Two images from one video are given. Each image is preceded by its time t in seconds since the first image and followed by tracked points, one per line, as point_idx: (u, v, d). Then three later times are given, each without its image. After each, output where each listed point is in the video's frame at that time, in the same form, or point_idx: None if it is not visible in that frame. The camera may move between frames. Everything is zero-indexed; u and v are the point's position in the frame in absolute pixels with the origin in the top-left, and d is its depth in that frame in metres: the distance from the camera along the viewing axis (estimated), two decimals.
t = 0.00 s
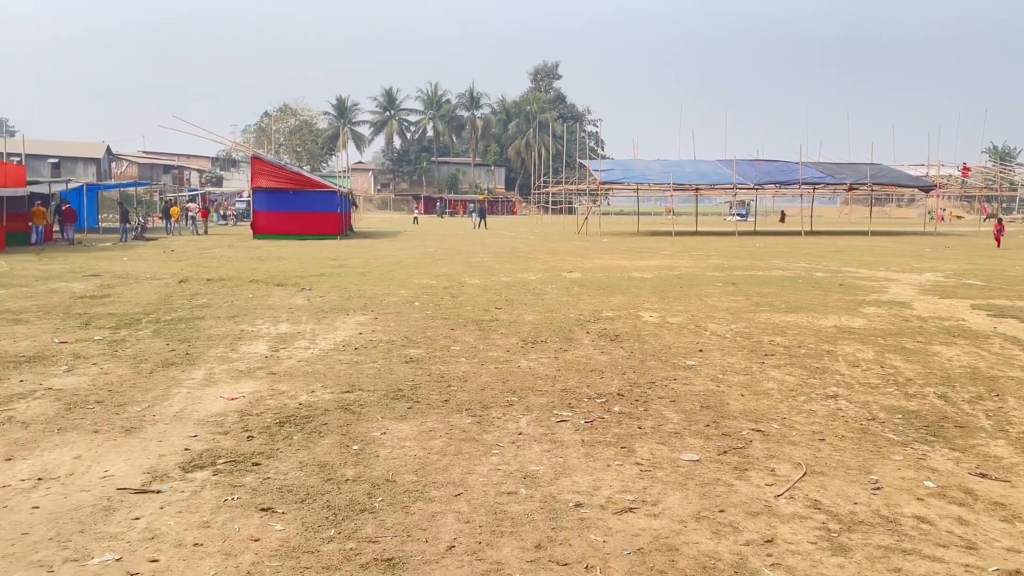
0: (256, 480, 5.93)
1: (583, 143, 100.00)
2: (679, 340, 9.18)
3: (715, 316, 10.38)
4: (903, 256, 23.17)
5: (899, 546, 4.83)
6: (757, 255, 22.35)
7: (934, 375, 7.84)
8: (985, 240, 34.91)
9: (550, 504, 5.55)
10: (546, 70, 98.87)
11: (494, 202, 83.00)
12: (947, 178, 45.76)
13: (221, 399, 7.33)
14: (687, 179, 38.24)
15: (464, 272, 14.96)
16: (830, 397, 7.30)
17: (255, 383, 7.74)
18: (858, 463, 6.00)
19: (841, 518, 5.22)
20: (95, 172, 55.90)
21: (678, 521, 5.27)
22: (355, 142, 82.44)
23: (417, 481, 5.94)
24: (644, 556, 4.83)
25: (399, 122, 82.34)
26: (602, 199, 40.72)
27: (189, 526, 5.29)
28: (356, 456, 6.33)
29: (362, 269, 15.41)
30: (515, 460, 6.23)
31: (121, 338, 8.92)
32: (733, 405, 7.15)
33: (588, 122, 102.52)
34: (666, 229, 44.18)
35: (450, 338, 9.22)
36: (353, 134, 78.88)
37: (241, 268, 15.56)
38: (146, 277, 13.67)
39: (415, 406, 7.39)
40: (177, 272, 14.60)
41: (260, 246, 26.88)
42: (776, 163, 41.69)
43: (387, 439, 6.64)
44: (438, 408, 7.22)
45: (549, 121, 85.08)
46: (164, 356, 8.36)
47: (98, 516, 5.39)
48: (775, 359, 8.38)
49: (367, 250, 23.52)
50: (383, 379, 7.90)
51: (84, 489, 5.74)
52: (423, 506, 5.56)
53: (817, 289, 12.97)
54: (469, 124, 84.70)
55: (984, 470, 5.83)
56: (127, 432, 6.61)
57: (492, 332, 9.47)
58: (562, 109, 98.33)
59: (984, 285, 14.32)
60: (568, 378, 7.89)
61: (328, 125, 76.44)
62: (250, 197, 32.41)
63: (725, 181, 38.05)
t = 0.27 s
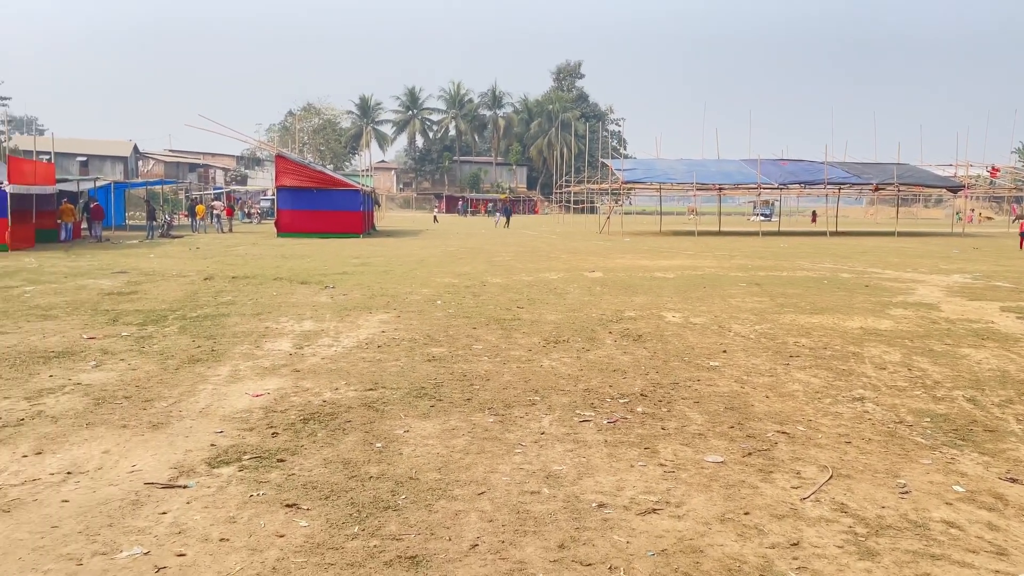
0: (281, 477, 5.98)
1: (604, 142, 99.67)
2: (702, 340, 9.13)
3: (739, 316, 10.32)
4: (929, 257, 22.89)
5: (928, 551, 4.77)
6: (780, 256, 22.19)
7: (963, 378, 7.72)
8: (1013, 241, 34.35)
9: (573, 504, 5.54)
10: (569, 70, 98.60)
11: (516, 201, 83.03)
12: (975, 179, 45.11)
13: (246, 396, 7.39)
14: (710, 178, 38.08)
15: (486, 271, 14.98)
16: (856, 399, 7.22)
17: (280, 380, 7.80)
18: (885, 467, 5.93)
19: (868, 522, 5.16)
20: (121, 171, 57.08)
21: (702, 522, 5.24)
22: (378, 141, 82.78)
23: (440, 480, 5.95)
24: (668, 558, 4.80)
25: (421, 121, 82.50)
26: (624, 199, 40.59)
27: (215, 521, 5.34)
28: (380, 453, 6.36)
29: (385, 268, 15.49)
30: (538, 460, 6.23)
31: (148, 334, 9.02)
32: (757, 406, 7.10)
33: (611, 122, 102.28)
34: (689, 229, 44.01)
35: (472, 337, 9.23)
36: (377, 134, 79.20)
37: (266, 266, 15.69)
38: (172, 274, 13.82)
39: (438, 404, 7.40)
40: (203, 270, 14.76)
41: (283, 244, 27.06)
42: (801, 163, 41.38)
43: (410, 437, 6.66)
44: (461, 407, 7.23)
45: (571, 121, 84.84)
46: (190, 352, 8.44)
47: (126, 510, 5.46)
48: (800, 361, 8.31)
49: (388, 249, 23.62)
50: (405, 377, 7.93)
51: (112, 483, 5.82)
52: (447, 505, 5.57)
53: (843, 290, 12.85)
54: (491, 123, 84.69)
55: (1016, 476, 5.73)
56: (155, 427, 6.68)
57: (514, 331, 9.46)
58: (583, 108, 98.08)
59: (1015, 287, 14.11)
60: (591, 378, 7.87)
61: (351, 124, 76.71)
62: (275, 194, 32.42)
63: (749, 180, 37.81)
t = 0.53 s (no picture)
0: (305, 474, 6.01)
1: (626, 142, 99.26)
2: (726, 342, 9.06)
3: (764, 318, 10.24)
4: (957, 259, 22.54)
5: (958, 557, 4.70)
6: (805, 257, 21.96)
7: (993, 382, 7.61)
8: None
9: (596, 506, 5.53)
10: (592, 69, 98.31)
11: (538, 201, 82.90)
12: (1004, 180, 44.36)
13: (271, 393, 7.45)
14: (734, 178, 37.84)
15: (508, 271, 14.98)
16: (883, 403, 7.14)
17: (304, 378, 7.86)
18: (913, 471, 5.86)
19: (896, 527, 5.10)
20: (149, 170, 57.76)
21: (727, 525, 5.20)
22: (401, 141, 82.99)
23: (463, 479, 5.96)
24: (692, 560, 4.79)
25: (444, 121, 82.69)
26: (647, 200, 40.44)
27: (241, 517, 5.38)
28: (403, 452, 6.39)
29: (408, 267, 15.54)
30: (561, 460, 6.22)
31: (174, 331, 9.12)
32: (783, 409, 7.04)
33: (634, 121, 101.80)
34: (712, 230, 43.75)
35: (495, 337, 9.24)
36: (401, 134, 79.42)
37: (289, 265, 15.79)
38: (198, 272, 13.95)
39: (461, 403, 7.42)
40: (228, 268, 14.88)
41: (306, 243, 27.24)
42: (826, 163, 40.98)
43: (433, 435, 6.68)
44: (484, 406, 7.24)
45: (594, 120, 84.61)
46: (215, 349, 8.52)
47: (154, 505, 5.52)
48: (826, 363, 8.23)
49: (410, 248, 23.70)
50: (428, 376, 7.95)
51: (140, 479, 5.88)
52: (470, 504, 5.57)
53: (869, 292, 12.70)
54: (514, 123, 84.73)
55: None
56: (181, 423, 6.75)
57: (537, 331, 9.47)
58: (606, 108, 97.81)
59: None
60: (614, 379, 7.85)
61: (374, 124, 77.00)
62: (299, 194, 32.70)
63: (773, 181, 37.50)
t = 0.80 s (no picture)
0: (329, 471, 6.05)
1: (648, 143, 98.85)
2: (751, 344, 9.00)
3: (788, 320, 10.15)
4: (986, 261, 22.21)
5: (989, 564, 4.63)
6: (830, 258, 21.73)
7: None
8: None
9: (620, 507, 5.50)
10: (615, 69, 98.02)
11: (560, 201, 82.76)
12: None
13: (296, 391, 7.50)
14: (759, 179, 37.59)
15: (529, 271, 14.99)
16: (910, 406, 7.05)
17: (328, 376, 7.90)
18: (942, 476, 5.78)
19: (925, 532, 5.03)
20: (175, 169, 58.47)
21: (753, 529, 5.15)
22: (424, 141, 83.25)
23: (486, 478, 5.96)
24: (717, 563, 4.75)
25: (467, 121, 82.84)
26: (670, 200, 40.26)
27: (266, 514, 5.42)
28: (426, 451, 6.40)
29: (430, 266, 15.58)
30: (584, 461, 6.20)
31: (200, 329, 9.22)
32: (808, 412, 6.98)
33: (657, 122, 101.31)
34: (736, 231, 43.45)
35: (517, 336, 9.24)
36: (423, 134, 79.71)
37: (312, 264, 15.90)
38: (223, 270, 14.09)
39: (483, 403, 7.43)
40: (252, 267, 15.02)
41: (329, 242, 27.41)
42: (853, 163, 40.57)
43: (456, 435, 6.69)
44: (506, 406, 7.25)
45: (616, 120, 84.35)
46: (240, 347, 8.60)
47: (180, 501, 5.57)
48: (852, 366, 8.14)
49: (432, 248, 23.77)
50: (451, 375, 7.96)
51: (167, 474, 5.94)
52: (493, 503, 5.58)
53: (895, 295, 12.56)
54: (536, 123, 84.73)
55: None
56: (207, 420, 6.82)
57: (559, 331, 9.45)
58: (628, 108, 97.48)
59: None
60: (637, 380, 7.82)
61: (397, 124, 77.34)
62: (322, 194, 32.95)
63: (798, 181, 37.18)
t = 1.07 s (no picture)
0: (353, 470, 6.08)
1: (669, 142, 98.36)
2: (775, 345, 8.93)
3: (814, 322, 10.06)
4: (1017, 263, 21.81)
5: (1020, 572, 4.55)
6: (856, 260, 21.49)
7: None
8: None
9: (643, 509, 5.48)
10: (637, 68, 97.61)
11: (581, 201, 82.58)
12: None
13: (319, 389, 7.55)
14: (782, 179, 37.32)
15: (551, 271, 14.97)
16: (938, 410, 6.96)
17: (351, 374, 7.94)
18: (971, 481, 5.69)
19: (954, 538, 4.96)
20: (200, 169, 59.07)
21: (778, 532, 5.10)
22: (445, 141, 83.45)
23: (509, 478, 5.96)
24: (742, 567, 4.72)
25: (488, 121, 82.90)
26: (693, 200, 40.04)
27: (291, 511, 5.46)
28: (448, 450, 6.42)
29: (452, 266, 15.61)
30: (607, 462, 6.18)
31: (225, 327, 9.30)
32: (834, 415, 6.91)
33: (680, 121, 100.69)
34: (760, 231, 43.16)
35: (539, 336, 9.24)
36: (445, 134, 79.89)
37: (335, 263, 15.99)
38: (248, 269, 14.20)
39: (505, 402, 7.44)
40: (276, 265, 15.14)
41: (351, 241, 27.57)
42: (879, 163, 40.11)
43: (478, 434, 6.71)
44: (529, 406, 7.25)
45: (639, 120, 83.95)
46: (264, 345, 8.67)
47: (206, 497, 5.63)
48: (879, 369, 8.05)
49: (454, 248, 23.83)
50: (473, 375, 7.98)
51: (193, 471, 6.01)
52: (516, 504, 5.57)
53: (922, 297, 12.39)
54: (558, 123, 84.63)
55: None
56: (232, 417, 6.89)
57: (581, 332, 9.44)
58: (649, 108, 97.03)
59: None
60: (659, 381, 7.80)
61: (419, 124, 77.63)
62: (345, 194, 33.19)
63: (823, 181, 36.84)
